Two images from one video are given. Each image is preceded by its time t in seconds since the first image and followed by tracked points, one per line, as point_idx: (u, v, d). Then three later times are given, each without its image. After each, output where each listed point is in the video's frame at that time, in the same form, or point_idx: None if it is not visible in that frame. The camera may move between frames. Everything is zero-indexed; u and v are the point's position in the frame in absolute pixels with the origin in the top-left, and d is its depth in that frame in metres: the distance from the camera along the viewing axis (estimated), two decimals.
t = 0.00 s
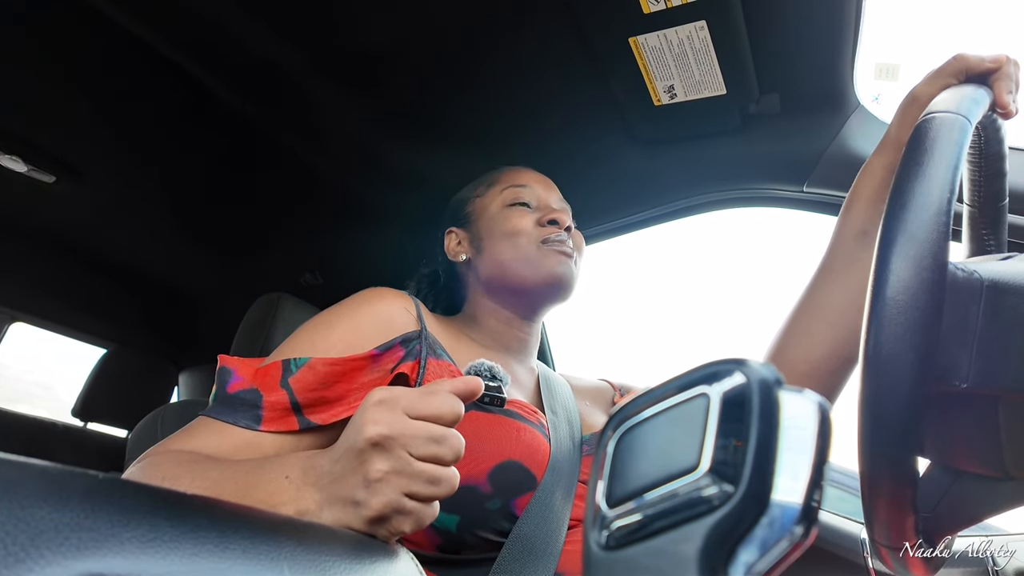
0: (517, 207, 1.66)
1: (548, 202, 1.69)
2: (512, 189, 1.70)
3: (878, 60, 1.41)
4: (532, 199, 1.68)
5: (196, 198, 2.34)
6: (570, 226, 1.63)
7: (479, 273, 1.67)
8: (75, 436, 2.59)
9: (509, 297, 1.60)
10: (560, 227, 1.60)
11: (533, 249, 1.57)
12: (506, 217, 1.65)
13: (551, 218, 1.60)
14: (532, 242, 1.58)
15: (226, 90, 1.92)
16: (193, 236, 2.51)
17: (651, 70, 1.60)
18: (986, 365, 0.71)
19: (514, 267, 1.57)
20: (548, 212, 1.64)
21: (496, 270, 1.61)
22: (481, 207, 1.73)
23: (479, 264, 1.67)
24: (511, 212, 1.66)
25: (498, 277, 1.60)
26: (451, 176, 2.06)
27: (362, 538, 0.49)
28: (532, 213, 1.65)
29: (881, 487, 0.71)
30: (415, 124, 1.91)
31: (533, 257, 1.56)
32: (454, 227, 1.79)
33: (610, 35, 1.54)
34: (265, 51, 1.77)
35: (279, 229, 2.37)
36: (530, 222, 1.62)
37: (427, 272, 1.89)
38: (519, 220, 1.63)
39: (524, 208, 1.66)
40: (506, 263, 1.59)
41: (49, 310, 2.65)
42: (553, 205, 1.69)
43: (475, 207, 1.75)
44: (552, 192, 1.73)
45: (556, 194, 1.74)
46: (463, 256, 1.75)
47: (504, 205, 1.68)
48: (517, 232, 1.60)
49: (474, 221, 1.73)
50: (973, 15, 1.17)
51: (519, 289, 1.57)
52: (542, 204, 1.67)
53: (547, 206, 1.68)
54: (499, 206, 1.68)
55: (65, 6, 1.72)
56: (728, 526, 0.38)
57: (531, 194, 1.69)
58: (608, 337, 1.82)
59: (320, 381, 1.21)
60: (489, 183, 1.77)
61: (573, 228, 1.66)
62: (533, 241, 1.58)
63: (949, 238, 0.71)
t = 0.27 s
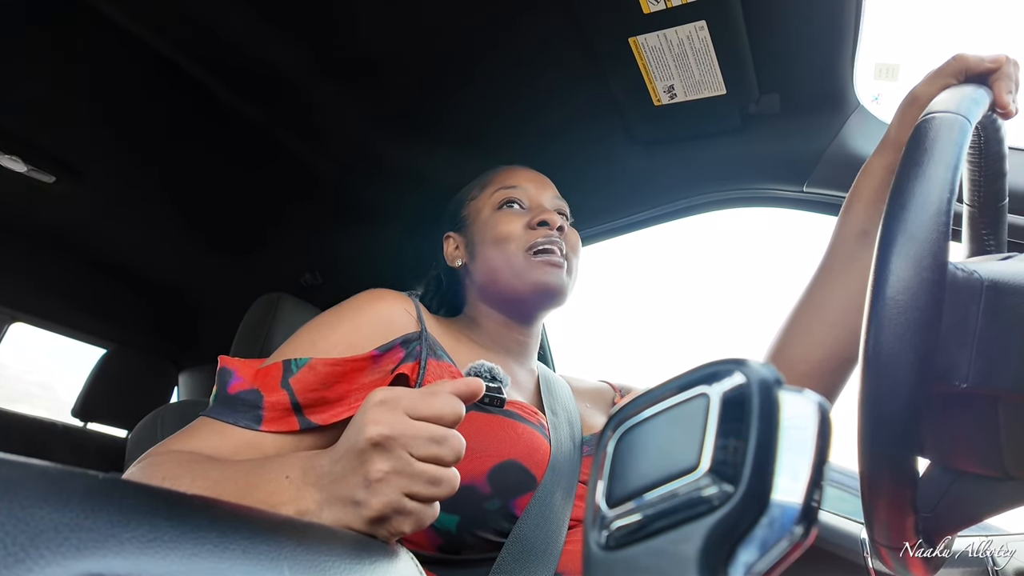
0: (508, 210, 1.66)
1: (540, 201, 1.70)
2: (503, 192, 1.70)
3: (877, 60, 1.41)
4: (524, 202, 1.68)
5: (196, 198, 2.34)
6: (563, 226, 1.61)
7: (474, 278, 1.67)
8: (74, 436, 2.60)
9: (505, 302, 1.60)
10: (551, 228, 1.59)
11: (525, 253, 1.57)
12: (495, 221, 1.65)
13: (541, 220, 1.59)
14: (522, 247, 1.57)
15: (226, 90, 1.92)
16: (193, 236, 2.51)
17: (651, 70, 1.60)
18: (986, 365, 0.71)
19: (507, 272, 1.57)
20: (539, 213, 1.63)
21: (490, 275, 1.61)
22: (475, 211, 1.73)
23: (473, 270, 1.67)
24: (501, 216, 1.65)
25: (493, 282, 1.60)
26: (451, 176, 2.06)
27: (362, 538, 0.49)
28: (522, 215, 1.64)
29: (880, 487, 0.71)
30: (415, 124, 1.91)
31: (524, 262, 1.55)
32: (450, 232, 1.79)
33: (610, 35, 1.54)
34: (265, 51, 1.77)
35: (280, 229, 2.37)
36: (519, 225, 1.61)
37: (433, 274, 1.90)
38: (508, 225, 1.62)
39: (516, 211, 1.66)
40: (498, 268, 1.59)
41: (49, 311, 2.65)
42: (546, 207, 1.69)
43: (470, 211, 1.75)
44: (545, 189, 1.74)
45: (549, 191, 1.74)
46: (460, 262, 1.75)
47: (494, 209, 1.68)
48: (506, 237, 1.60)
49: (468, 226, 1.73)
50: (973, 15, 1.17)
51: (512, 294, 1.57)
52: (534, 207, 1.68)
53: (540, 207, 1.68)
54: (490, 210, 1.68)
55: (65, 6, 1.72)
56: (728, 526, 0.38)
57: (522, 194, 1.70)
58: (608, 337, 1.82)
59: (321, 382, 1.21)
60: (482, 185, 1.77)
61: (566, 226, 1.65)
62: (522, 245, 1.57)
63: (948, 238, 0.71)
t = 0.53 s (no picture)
0: (509, 211, 1.66)
1: (540, 202, 1.70)
2: (504, 191, 1.70)
3: (877, 60, 1.42)
4: (524, 203, 1.68)
5: (196, 198, 2.34)
6: (563, 227, 1.61)
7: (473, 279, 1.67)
8: (74, 436, 2.60)
9: (503, 303, 1.60)
10: (550, 229, 1.58)
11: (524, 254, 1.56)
12: (494, 222, 1.64)
13: (540, 221, 1.58)
14: (521, 248, 1.57)
15: (226, 90, 1.92)
16: (193, 236, 2.51)
17: (651, 70, 1.60)
18: (986, 365, 0.71)
19: (506, 273, 1.57)
20: (540, 213, 1.63)
21: (489, 276, 1.61)
22: (475, 211, 1.73)
23: (472, 270, 1.67)
24: (501, 217, 1.65)
25: (493, 283, 1.60)
26: (451, 176, 2.06)
27: (362, 538, 0.49)
28: (521, 216, 1.64)
29: (880, 487, 0.71)
30: (415, 124, 1.91)
31: (522, 263, 1.55)
32: (453, 229, 1.78)
33: (610, 35, 1.54)
34: (265, 51, 1.77)
35: (280, 229, 2.37)
36: (519, 226, 1.61)
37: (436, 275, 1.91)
38: (507, 225, 1.62)
39: (516, 212, 1.66)
40: (497, 269, 1.59)
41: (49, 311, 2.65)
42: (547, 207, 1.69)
43: (470, 211, 1.74)
44: (546, 189, 1.73)
45: (551, 192, 1.74)
46: (460, 261, 1.75)
47: (494, 209, 1.68)
48: (504, 238, 1.59)
49: (468, 226, 1.73)
50: (972, 15, 1.17)
51: (510, 295, 1.57)
52: (535, 207, 1.67)
53: (540, 207, 1.68)
54: (490, 210, 1.68)
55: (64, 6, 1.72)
56: (727, 526, 0.38)
57: (523, 194, 1.70)
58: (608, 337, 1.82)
59: (321, 382, 1.21)
60: (482, 185, 1.77)
61: (566, 226, 1.63)
62: (521, 246, 1.57)
63: (948, 238, 0.71)
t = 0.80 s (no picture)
0: (509, 214, 1.66)
1: (540, 204, 1.70)
2: (504, 193, 1.70)
3: (877, 60, 1.42)
4: (524, 204, 1.68)
5: (196, 198, 2.34)
6: (562, 230, 1.60)
7: (473, 279, 1.67)
8: (73, 436, 2.60)
9: (502, 305, 1.60)
10: (549, 233, 1.57)
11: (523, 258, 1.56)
12: (494, 224, 1.65)
13: (540, 225, 1.58)
14: (520, 251, 1.57)
15: (226, 90, 1.92)
16: (193, 236, 2.51)
17: (651, 70, 1.60)
18: (986, 365, 0.71)
19: (504, 276, 1.57)
20: (539, 217, 1.63)
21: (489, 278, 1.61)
22: (475, 211, 1.73)
23: (472, 271, 1.67)
24: (501, 219, 1.65)
25: (491, 285, 1.60)
26: (450, 176, 2.06)
27: (362, 539, 0.49)
28: (521, 219, 1.64)
29: (880, 487, 0.71)
30: (415, 124, 1.91)
31: (522, 266, 1.55)
32: (454, 228, 1.78)
33: (609, 35, 1.54)
34: (266, 51, 1.77)
35: (280, 229, 2.37)
36: (519, 230, 1.60)
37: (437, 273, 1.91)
38: (507, 228, 1.61)
39: (516, 214, 1.65)
40: (497, 270, 1.59)
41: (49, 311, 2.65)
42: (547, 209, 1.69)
43: (470, 211, 1.75)
44: (547, 190, 1.73)
45: (553, 194, 1.74)
46: (460, 260, 1.75)
47: (494, 211, 1.68)
48: (504, 241, 1.59)
49: (468, 226, 1.73)
50: (972, 15, 1.17)
51: (509, 298, 1.58)
52: (535, 210, 1.67)
53: (540, 210, 1.68)
54: (490, 211, 1.68)
55: (64, 6, 1.72)
56: (727, 526, 0.38)
57: (523, 196, 1.70)
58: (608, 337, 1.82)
59: (321, 382, 1.21)
60: (482, 185, 1.77)
61: (566, 229, 1.63)
62: (521, 250, 1.57)
63: (948, 238, 0.71)
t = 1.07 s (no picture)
0: (513, 220, 1.66)
1: (545, 209, 1.68)
2: (510, 198, 1.68)
3: (877, 60, 1.42)
4: (529, 211, 1.67)
5: (196, 198, 2.34)
6: (566, 241, 1.59)
7: (474, 281, 1.67)
8: (73, 436, 2.60)
9: (501, 312, 1.60)
10: (553, 244, 1.56)
11: (525, 266, 1.56)
12: (497, 229, 1.64)
13: (544, 235, 1.57)
14: (522, 260, 1.56)
15: (226, 90, 1.92)
16: (193, 236, 2.51)
17: (650, 70, 1.60)
18: (986, 365, 0.71)
19: (506, 283, 1.57)
20: (543, 226, 1.62)
21: (489, 283, 1.61)
22: (478, 213, 1.72)
23: (474, 272, 1.67)
24: (505, 225, 1.64)
25: (492, 291, 1.60)
26: (450, 176, 2.06)
27: (361, 539, 0.48)
28: (526, 226, 1.63)
29: (880, 487, 0.71)
30: (415, 125, 1.91)
31: (523, 276, 1.55)
32: (455, 227, 1.78)
33: (609, 35, 1.54)
34: (266, 51, 1.77)
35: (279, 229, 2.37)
36: (522, 237, 1.60)
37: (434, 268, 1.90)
38: (511, 234, 1.61)
39: (520, 221, 1.65)
40: (499, 276, 1.59)
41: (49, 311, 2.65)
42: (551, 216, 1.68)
43: (473, 212, 1.74)
44: (552, 194, 1.72)
45: (556, 195, 1.73)
46: (462, 260, 1.75)
47: (498, 216, 1.67)
48: (507, 248, 1.59)
49: (471, 228, 1.73)
50: (972, 16, 1.18)
51: (509, 305, 1.57)
52: (540, 217, 1.66)
53: (545, 217, 1.66)
54: (494, 216, 1.68)
55: (64, 7, 1.72)
56: (727, 526, 0.38)
57: (528, 202, 1.68)
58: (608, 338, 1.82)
59: (321, 382, 1.21)
60: (487, 185, 1.75)
61: (570, 238, 1.62)
62: (524, 258, 1.56)
63: (948, 238, 0.71)
